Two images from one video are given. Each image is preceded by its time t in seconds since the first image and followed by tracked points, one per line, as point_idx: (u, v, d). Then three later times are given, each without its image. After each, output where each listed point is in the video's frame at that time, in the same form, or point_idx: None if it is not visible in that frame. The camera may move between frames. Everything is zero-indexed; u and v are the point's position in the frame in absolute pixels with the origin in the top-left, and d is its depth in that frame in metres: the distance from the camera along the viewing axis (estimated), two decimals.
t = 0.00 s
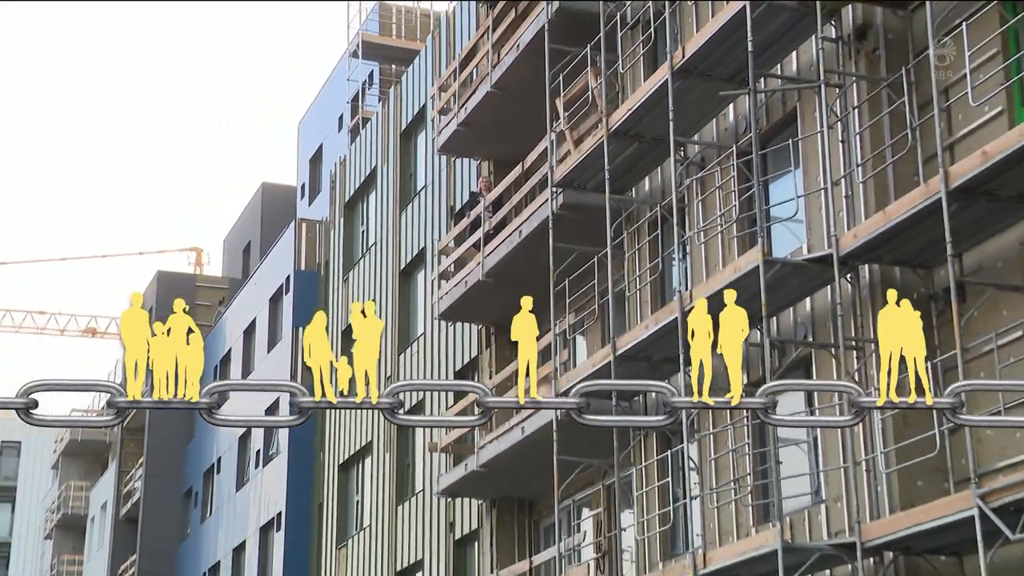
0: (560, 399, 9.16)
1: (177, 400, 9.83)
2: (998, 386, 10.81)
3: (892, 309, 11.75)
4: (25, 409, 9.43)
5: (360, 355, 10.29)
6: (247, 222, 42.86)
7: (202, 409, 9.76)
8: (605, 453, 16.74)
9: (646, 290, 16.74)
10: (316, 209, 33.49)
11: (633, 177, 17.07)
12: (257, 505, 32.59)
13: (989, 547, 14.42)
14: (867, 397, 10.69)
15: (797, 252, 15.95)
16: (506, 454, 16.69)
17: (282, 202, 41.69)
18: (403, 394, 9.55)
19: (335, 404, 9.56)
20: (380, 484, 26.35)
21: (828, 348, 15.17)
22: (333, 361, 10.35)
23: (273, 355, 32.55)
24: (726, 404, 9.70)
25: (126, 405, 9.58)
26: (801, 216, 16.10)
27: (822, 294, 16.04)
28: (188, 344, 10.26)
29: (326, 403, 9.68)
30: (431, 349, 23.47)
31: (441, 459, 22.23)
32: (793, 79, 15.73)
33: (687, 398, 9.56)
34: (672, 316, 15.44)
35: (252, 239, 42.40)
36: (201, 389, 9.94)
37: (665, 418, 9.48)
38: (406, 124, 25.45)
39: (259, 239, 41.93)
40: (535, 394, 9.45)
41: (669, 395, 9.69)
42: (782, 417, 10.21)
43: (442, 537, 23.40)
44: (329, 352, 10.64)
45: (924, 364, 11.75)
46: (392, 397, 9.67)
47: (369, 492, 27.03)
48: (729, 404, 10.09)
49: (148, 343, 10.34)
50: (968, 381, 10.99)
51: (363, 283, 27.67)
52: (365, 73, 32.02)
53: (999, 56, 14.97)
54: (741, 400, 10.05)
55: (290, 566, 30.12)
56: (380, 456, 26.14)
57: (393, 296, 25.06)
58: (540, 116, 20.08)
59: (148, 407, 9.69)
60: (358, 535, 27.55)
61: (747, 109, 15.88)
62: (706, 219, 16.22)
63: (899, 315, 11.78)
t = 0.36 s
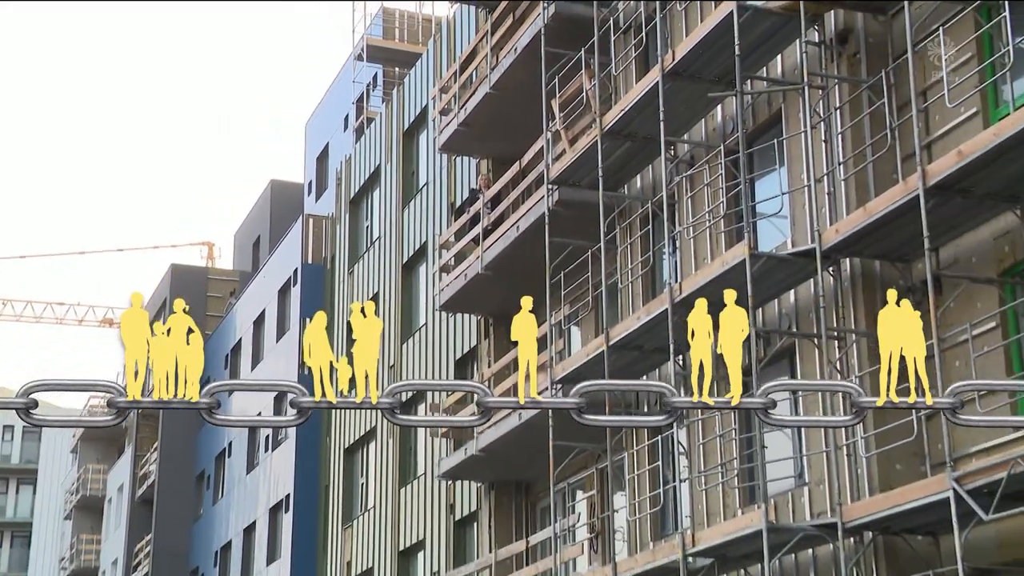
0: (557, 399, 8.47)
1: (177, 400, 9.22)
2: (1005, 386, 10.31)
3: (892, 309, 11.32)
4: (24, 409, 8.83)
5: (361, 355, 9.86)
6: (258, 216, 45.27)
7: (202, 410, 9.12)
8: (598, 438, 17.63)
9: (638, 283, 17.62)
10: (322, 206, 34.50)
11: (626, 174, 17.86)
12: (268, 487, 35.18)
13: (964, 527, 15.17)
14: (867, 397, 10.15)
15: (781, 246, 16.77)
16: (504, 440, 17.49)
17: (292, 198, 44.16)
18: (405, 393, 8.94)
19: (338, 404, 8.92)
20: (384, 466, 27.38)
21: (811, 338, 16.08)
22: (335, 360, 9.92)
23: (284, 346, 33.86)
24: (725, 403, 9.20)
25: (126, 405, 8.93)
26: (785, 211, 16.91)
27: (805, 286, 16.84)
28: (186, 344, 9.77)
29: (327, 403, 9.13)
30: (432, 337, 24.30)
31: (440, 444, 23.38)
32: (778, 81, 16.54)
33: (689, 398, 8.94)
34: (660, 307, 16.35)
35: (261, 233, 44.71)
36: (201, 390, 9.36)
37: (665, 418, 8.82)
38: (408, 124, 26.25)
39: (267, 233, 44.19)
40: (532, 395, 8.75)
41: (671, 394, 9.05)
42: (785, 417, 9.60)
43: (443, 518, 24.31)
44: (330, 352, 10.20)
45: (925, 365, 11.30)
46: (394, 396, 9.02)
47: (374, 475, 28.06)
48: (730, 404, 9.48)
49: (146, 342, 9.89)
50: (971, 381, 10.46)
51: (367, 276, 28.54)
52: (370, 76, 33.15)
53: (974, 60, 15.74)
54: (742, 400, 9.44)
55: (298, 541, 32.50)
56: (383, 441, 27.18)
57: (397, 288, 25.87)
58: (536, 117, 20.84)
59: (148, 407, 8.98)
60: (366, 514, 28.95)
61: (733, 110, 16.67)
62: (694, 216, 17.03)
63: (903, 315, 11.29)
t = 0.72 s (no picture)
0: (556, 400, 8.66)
1: (176, 400, 9.43)
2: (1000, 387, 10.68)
3: (893, 309, 11.33)
4: (24, 410, 9.05)
5: (358, 355, 10.23)
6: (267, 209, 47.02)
7: (204, 410, 9.32)
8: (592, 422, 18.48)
9: (630, 274, 18.45)
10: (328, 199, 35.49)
11: (620, 170, 18.66)
12: (276, 468, 36.41)
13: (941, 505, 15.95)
14: (867, 395, 10.34)
15: (767, 238, 17.58)
16: (502, 423, 18.30)
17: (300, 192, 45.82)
18: (405, 393, 9.11)
19: (337, 403, 9.10)
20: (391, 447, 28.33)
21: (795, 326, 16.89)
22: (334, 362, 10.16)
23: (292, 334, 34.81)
24: (726, 404, 9.56)
25: (126, 405, 9.14)
26: (771, 205, 17.72)
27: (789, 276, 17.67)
28: (186, 345, 9.99)
29: (327, 402, 9.23)
30: (434, 326, 25.12)
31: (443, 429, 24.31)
32: (764, 81, 17.34)
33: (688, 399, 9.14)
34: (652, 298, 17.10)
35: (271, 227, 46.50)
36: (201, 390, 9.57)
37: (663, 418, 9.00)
38: (411, 122, 27.08)
39: (276, 227, 45.88)
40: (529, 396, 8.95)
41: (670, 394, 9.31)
42: (784, 417, 9.85)
43: (444, 497, 25.25)
44: (329, 352, 10.53)
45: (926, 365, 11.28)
46: (392, 396, 9.18)
47: (380, 456, 29.01)
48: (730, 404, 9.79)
49: (146, 344, 10.12)
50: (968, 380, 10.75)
51: (371, 268, 29.39)
52: (375, 74, 34.16)
53: (950, 61, 16.51)
54: (742, 400, 9.73)
55: (306, 521, 33.72)
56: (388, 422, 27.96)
57: (401, 279, 26.70)
58: (533, 115, 21.62)
59: (148, 407, 9.19)
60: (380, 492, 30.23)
61: (721, 108, 17.45)
62: (684, 209, 17.83)
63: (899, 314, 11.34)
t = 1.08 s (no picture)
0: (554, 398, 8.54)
1: (176, 400, 9.31)
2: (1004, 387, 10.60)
3: (893, 309, 11.22)
4: (24, 410, 8.93)
5: (359, 354, 9.98)
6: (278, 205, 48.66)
7: (203, 410, 9.18)
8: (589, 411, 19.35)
9: (624, 268, 19.34)
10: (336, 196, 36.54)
11: (615, 167, 19.48)
12: (286, 452, 37.61)
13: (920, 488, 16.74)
14: (867, 396, 10.26)
15: (754, 234, 18.42)
16: (503, 409, 19.12)
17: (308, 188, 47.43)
18: (405, 393, 9.07)
19: (335, 402, 9.07)
20: (395, 432, 29.35)
21: (782, 318, 17.76)
22: (334, 360, 10.04)
23: (301, 324, 35.76)
24: (727, 404, 9.40)
25: (126, 405, 8.99)
26: (759, 202, 18.58)
27: (777, 270, 18.48)
28: (187, 344, 9.89)
29: (327, 402, 9.15)
30: (436, 318, 25.91)
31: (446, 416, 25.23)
32: (752, 84, 18.14)
33: (688, 398, 9.07)
34: (646, 291, 17.88)
35: (280, 222, 48.03)
36: (200, 390, 9.46)
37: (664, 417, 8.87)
38: (415, 121, 27.93)
39: (286, 222, 47.43)
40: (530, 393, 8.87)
41: (672, 394, 9.22)
42: (783, 416, 9.78)
43: (443, 482, 26.12)
44: (329, 351, 10.29)
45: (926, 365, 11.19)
46: (392, 395, 9.17)
47: (385, 442, 29.96)
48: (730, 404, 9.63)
49: (146, 343, 10.00)
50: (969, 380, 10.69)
51: (375, 262, 30.21)
52: (380, 77, 35.29)
53: (930, 63, 17.28)
54: (742, 400, 9.60)
55: (314, 506, 34.88)
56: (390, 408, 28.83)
57: (404, 272, 27.49)
58: (532, 115, 22.42)
59: (148, 406, 9.04)
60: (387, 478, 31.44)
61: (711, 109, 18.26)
62: (676, 207, 18.65)
63: (900, 314, 11.23)
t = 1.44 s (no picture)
0: (556, 399, 8.62)
1: (176, 400, 9.21)
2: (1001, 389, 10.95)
3: (893, 309, 11.60)
4: (24, 411, 8.71)
5: (359, 354, 10.01)
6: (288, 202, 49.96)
7: (203, 411, 9.07)
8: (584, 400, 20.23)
9: (618, 263, 20.19)
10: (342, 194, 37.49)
11: (610, 166, 20.32)
12: (296, 438, 38.84)
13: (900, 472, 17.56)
14: (866, 395, 10.57)
15: (743, 230, 19.24)
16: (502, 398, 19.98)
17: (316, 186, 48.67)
18: (406, 394, 9.08)
19: (336, 402, 9.06)
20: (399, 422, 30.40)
21: (768, 311, 18.61)
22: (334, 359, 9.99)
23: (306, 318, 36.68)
24: (726, 404, 9.59)
25: (127, 405, 8.88)
26: (748, 200, 19.41)
27: (764, 264, 19.31)
28: (187, 345, 9.81)
29: (327, 402, 9.14)
30: (438, 311, 26.74)
31: (448, 405, 26.17)
32: (741, 87, 18.97)
33: (689, 398, 9.22)
34: (639, 285, 18.67)
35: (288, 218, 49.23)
36: (201, 391, 9.34)
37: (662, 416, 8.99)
38: (418, 122, 28.79)
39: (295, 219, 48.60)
40: (532, 393, 8.88)
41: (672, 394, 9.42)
42: (784, 416, 10.02)
43: (443, 467, 26.93)
44: (329, 352, 10.32)
45: (925, 364, 11.62)
46: (393, 395, 9.17)
47: (389, 430, 30.86)
48: (731, 404, 9.80)
49: (147, 343, 9.96)
50: (967, 380, 11.04)
51: (379, 257, 31.09)
52: (384, 79, 36.19)
53: (910, 66, 18.09)
54: (743, 400, 9.81)
55: (322, 494, 36.08)
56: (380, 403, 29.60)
57: (407, 267, 28.35)
58: (530, 116, 23.23)
59: (148, 407, 8.94)
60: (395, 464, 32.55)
61: (702, 110, 19.07)
62: (668, 204, 19.49)
63: (899, 314, 11.63)
